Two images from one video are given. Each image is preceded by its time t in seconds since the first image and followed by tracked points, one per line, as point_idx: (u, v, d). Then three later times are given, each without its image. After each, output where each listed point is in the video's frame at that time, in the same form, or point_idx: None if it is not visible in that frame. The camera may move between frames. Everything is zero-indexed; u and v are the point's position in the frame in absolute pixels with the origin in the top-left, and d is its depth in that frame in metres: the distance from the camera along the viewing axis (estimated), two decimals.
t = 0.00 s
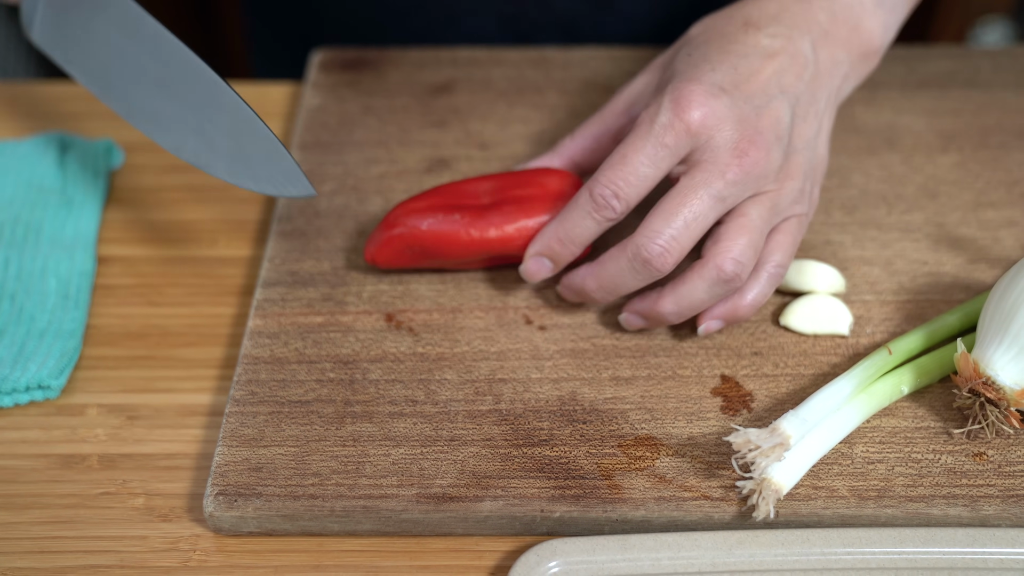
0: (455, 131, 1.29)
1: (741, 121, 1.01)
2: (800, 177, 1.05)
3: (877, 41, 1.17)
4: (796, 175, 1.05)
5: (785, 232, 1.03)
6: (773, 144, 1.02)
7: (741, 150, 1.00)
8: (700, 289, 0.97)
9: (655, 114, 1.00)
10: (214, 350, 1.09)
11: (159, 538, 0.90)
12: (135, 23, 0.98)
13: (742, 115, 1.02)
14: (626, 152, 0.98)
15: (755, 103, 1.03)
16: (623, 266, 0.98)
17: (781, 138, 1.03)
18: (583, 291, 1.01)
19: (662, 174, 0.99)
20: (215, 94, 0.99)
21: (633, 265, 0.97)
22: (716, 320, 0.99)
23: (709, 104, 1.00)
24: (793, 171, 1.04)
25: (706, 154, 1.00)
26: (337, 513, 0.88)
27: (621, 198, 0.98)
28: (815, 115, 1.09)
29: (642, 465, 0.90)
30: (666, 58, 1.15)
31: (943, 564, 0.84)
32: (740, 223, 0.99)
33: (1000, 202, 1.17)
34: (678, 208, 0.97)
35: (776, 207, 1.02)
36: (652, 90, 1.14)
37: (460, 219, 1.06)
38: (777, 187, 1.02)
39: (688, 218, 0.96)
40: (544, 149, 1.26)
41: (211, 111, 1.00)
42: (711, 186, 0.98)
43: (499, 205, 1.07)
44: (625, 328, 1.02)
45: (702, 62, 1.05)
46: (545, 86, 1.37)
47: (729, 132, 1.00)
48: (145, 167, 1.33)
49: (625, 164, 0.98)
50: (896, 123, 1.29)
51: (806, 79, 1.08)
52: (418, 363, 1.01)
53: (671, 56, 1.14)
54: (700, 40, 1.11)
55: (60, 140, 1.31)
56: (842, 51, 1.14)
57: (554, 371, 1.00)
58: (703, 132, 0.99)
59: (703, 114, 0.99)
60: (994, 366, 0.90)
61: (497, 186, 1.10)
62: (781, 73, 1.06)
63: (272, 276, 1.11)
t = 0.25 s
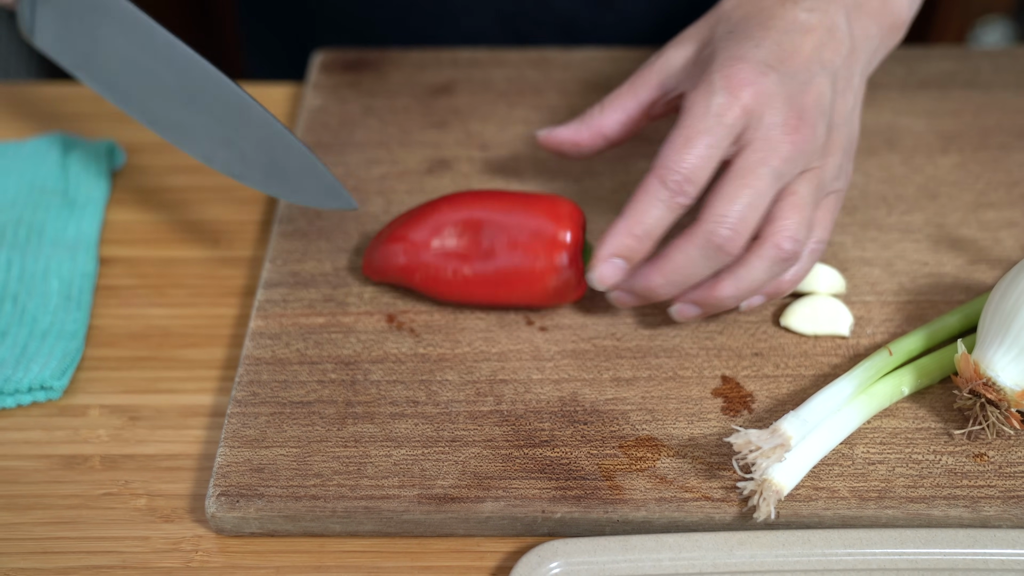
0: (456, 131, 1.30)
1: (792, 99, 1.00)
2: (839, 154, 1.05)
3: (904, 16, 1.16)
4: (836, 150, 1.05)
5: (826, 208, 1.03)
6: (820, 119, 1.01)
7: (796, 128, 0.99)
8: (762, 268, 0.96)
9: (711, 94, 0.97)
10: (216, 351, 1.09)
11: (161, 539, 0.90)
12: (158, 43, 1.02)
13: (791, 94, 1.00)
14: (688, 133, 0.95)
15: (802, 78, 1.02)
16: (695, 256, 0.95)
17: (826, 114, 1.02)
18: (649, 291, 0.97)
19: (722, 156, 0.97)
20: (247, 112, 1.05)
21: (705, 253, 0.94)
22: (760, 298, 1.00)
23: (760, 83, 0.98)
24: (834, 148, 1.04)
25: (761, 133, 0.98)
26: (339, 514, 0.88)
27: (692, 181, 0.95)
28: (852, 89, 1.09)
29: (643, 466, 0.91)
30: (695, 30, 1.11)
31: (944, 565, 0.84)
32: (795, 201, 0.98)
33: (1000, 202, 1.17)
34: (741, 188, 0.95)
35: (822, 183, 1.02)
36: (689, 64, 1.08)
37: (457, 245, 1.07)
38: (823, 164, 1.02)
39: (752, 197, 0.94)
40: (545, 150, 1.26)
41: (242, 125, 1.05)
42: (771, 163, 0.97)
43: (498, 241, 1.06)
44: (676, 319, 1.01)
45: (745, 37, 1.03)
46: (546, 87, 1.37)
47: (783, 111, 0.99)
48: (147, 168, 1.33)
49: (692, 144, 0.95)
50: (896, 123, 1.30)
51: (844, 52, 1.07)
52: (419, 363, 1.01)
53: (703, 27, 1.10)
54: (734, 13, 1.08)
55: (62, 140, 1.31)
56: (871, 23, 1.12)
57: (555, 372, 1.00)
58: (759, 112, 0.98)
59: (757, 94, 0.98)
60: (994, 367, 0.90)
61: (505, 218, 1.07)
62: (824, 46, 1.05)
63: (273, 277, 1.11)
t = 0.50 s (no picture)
0: (457, 135, 1.30)
1: (825, 103, 0.99)
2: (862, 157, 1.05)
3: (911, 13, 1.17)
4: (858, 154, 1.05)
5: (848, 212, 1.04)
6: (848, 123, 1.01)
7: (829, 133, 0.98)
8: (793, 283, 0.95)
9: (747, 100, 0.96)
10: (217, 354, 1.09)
11: (161, 542, 0.91)
12: (159, 26, 0.98)
13: (823, 98, 1.00)
14: (725, 142, 0.93)
15: (831, 80, 1.01)
16: (731, 273, 0.91)
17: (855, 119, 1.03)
18: (678, 308, 0.93)
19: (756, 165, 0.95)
20: (278, 95, 1.01)
21: (742, 270, 0.91)
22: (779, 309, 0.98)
23: (795, 89, 0.97)
24: (857, 154, 1.05)
25: (795, 138, 0.96)
26: (339, 517, 0.89)
27: (729, 193, 0.92)
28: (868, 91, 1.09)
29: (643, 468, 0.91)
30: (714, 20, 1.07)
31: (943, 567, 0.84)
32: (827, 210, 0.98)
33: (999, 205, 1.17)
34: (779, 198, 0.93)
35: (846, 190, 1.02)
36: (708, 63, 1.05)
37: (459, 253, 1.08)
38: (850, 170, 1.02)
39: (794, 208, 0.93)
40: (545, 154, 1.26)
41: (269, 93, 1.03)
42: (806, 169, 0.96)
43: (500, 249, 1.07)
44: (695, 330, 0.98)
45: (775, 35, 1.01)
46: (546, 91, 1.38)
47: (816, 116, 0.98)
48: (148, 172, 1.34)
49: (732, 154, 0.93)
50: (896, 127, 1.30)
51: (864, 52, 1.07)
52: (420, 367, 1.01)
53: (723, 19, 1.06)
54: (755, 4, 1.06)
55: (63, 145, 1.31)
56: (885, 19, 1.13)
57: (555, 375, 1.00)
58: (793, 117, 0.96)
59: (794, 99, 0.97)
60: (993, 370, 0.90)
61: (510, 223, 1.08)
62: (847, 47, 1.05)
63: (274, 281, 1.12)
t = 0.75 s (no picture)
0: (454, 136, 1.30)
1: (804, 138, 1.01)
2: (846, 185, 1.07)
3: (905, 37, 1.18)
4: (844, 182, 1.07)
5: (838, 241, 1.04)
6: (833, 155, 1.02)
7: (808, 166, 0.99)
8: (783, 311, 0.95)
9: (723, 134, 0.98)
10: (215, 355, 1.10)
11: (159, 542, 0.91)
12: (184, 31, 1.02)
13: (804, 131, 1.01)
14: (697, 173, 0.96)
15: (814, 114, 1.02)
16: (715, 303, 0.93)
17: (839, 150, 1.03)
18: (666, 341, 0.94)
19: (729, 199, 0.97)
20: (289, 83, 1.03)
21: (726, 299, 0.93)
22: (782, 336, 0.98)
23: (774, 125, 0.99)
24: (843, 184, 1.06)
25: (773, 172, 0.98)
26: (336, 517, 0.89)
27: (696, 224, 0.95)
28: (858, 119, 1.09)
29: (639, 468, 0.91)
30: (701, 53, 1.09)
31: (938, 565, 0.84)
32: (810, 240, 0.98)
33: (995, 205, 1.17)
34: (760, 231, 0.95)
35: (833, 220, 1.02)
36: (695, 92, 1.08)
37: (456, 255, 1.07)
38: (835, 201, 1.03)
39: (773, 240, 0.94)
40: (542, 154, 1.27)
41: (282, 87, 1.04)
42: (785, 202, 0.96)
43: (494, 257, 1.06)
44: (694, 364, 0.98)
45: (756, 69, 1.03)
46: (543, 91, 1.38)
47: (794, 151, 1.00)
48: (146, 173, 1.34)
49: (701, 187, 0.95)
50: (891, 126, 1.30)
51: (853, 81, 1.07)
52: (417, 366, 1.02)
53: (711, 52, 1.08)
54: (740, 35, 1.07)
55: (62, 147, 1.32)
56: (876, 44, 1.13)
57: (551, 375, 1.00)
58: (771, 152, 0.98)
59: (772, 135, 0.99)
60: (987, 369, 0.91)
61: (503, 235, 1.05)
62: (834, 77, 1.05)
63: (272, 281, 1.12)
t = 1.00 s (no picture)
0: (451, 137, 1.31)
1: (818, 129, 1.02)
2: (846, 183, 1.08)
3: (901, 42, 1.19)
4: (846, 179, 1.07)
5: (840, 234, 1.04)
6: (839, 148, 1.03)
7: (819, 155, 1.00)
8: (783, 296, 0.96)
9: (741, 119, 0.98)
10: (213, 356, 1.10)
11: (158, 542, 0.91)
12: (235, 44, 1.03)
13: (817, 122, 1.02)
14: (712, 156, 0.96)
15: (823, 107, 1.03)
16: (709, 272, 0.93)
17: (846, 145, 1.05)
18: (657, 308, 0.94)
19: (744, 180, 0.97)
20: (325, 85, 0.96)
21: (720, 269, 0.93)
22: (778, 321, 0.99)
23: (787, 112, 1.00)
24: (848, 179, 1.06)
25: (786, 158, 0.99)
26: (334, 517, 0.89)
27: (705, 204, 0.95)
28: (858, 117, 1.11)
29: (636, 467, 0.91)
30: (712, 53, 1.11)
31: (933, 563, 0.84)
32: (813, 228, 0.99)
33: (990, 204, 1.18)
34: (762, 210, 0.96)
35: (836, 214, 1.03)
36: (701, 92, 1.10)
37: (453, 257, 1.07)
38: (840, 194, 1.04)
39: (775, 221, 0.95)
40: (539, 155, 1.27)
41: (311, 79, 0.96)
42: (794, 188, 0.98)
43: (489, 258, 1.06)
44: (684, 345, 0.97)
45: (770, 63, 1.04)
46: (540, 93, 1.39)
47: (807, 139, 1.00)
48: (145, 175, 1.35)
49: (718, 165, 0.95)
50: (887, 127, 1.31)
51: (855, 81, 1.09)
52: (414, 367, 1.02)
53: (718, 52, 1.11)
54: (751, 34, 1.09)
55: (61, 149, 1.32)
56: (876, 50, 1.15)
57: (549, 375, 1.01)
58: (786, 139, 0.99)
59: (786, 122, 0.99)
60: (982, 367, 0.91)
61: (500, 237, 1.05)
62: (841, 76, 1.07)
63: (270, 282, 1.13)
